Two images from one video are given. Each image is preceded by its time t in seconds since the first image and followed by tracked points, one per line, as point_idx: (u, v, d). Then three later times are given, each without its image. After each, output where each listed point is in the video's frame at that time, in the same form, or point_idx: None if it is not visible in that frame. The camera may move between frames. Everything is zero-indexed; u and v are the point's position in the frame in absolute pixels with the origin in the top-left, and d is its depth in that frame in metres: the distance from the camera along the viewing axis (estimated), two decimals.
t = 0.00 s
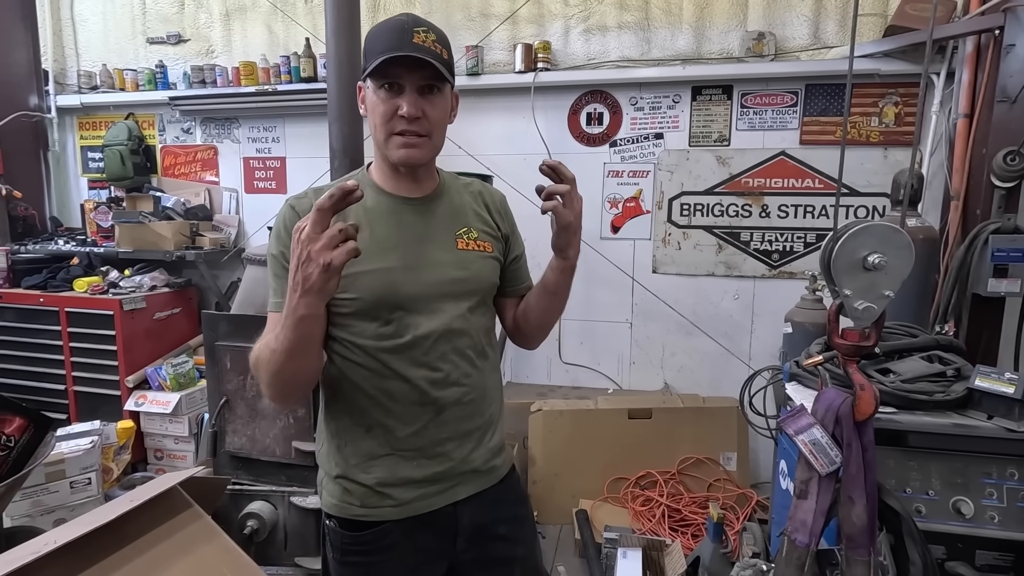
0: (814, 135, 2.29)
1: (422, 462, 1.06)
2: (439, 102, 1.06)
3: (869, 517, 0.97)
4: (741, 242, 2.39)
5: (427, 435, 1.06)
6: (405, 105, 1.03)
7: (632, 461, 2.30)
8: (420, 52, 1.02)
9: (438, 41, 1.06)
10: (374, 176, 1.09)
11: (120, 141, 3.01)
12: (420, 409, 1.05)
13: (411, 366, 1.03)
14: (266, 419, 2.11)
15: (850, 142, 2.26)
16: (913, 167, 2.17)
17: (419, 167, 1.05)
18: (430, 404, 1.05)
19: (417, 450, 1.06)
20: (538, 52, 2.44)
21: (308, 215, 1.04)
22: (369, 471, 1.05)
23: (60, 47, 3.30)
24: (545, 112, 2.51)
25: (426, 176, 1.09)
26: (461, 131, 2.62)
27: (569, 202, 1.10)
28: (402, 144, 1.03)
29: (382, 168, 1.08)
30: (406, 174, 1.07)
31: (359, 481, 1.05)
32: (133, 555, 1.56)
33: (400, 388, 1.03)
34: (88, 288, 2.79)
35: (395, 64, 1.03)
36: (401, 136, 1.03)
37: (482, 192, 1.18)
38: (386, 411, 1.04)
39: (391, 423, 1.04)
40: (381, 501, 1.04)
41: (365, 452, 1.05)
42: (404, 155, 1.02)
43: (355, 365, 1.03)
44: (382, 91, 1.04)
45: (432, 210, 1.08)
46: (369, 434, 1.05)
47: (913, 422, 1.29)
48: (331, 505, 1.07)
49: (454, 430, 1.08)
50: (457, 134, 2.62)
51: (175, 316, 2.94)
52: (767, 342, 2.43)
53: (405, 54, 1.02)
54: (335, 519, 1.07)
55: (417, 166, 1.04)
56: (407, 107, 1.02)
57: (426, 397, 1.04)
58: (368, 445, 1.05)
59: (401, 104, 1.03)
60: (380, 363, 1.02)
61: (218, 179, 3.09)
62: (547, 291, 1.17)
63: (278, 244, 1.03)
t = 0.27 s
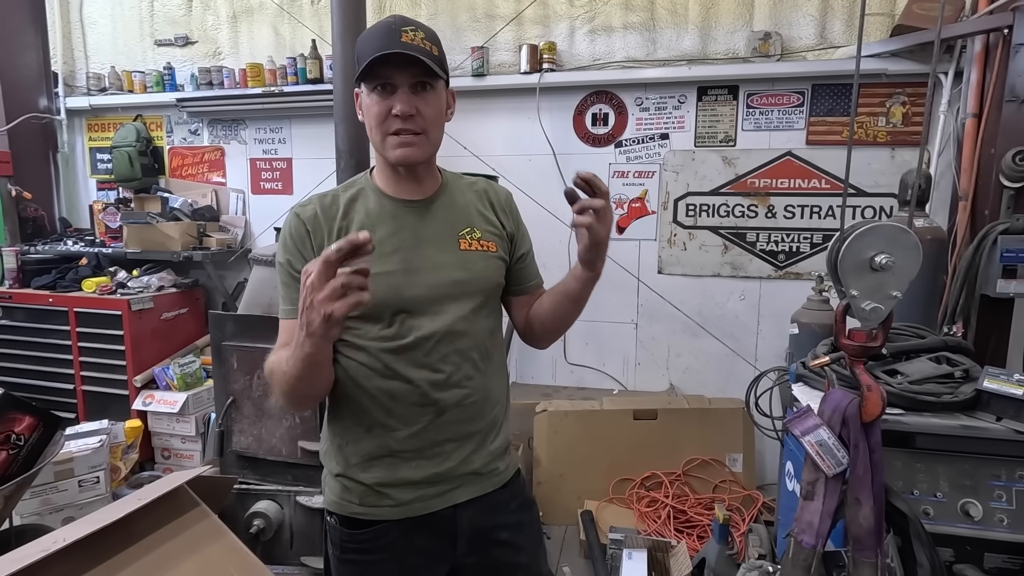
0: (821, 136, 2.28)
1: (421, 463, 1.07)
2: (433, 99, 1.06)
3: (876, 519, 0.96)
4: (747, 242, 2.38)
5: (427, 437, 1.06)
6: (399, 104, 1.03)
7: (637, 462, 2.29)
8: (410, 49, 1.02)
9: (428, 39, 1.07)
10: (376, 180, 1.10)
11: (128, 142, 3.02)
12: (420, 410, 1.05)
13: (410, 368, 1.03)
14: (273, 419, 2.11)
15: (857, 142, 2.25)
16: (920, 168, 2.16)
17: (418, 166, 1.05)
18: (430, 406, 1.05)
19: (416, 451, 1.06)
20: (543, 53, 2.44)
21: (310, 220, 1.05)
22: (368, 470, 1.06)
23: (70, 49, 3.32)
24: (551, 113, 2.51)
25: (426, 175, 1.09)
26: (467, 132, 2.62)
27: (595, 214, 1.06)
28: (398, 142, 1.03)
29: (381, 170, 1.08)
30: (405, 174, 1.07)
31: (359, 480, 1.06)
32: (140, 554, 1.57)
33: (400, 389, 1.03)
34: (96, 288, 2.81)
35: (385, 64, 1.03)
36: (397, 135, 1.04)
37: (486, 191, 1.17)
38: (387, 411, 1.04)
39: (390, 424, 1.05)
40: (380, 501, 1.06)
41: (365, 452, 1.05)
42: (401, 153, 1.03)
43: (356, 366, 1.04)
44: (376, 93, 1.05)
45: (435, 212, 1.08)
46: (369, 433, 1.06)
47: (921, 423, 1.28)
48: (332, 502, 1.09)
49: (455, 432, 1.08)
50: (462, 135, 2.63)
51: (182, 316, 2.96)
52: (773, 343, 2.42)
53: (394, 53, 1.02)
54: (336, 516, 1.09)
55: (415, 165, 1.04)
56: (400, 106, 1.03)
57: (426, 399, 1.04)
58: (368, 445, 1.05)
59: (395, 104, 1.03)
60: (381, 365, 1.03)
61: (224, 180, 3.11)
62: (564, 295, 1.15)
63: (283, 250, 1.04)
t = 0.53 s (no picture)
0: (827, 135, 2.27)
1: (430, 460, 1.07)
2: (443, 101, 1.07)
3: (884, 520, 0.96)
4: (753, 242, 2.38)
5: (435, 435, 1.07)
6: (410, 106, 1.04)
7: (643, 462, 2.29)
8: (421, 52, 1.03)
9: (437, 41, 1.07)
10: (384, 181, 1.10)
11: (137, 143, 3.05)
12: (429, 408, 1.06)
13: (420, 366, 1.04)
14: (280, 418, 2.13)
15: (864, 141, 2.24)
16: (928, 167, 2.15)
17: (428, 167, 1.06)
18: (439, 404, 1.06)
19: (425, 449, 1.06)
20: (549, 53, 2.44)
21: (318, 222, 1.05)
22: (377, 468, 1.06)
23: (79, 51, 3.35)
24: (556, 113, 2.51)
25: (435, 176, 1.10)
26: (473, 132, 2.62)
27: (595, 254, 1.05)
28: (410, 144, 1.04)
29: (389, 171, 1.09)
30: (415, 175, 1.08)
31: (369, 477, 1.07)
32: (148, 551, 1.58)
33: (409, 387, 1.04)
34: (105, 287, 2.84)
35: (396, 66, 1.04)
36: (408, 136, 1.04)
37: (493, 191, 1.17)
38: (396, 409, 1.05)
39: (399, 421, 1.05)
40: (388, 498, 1.06)
41: (374, 450, 1.06)
42: (412, 154, 1.03)
43: (367, 364, 1.05)
44: (387, 94, 1.05)
45: (443, 214, 1.09)
46: (379, 431, 1.06)
47: (929, 424, 1.28)
48: (341, 499, 1.10)
49: (462, 430, 1.08)
50: (468, 135, 2.63)
51: (189, 315, 2.98)
52: (779, 344, 2.41)
53: (405, 55, 1.03)
54: (346, 513, 1.10)
55: (425, 166, 1.05)
56: (412, 107, 1.04)
57: (435, 397, 1.05)
58: (377, 442, 1.06)
59: (406, 105, 1.04)
60: (390, 362, 1.04)
61: (232, 181, 3.13)
62: (564, 324, 1.14)
63: (291, 253, 1.04)
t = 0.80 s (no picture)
0: (832, 135, 2.27)
1: (435, 457, 1.08)
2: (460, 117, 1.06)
3: (885, 519, 0.96)
4: (758, 242, 2.38)
5: (440, 432, 1.07)
6: (431, 125, 1.02)
7: (648, 462, 2.29)
8: (443, 70, 1.02)
9: (457, 55, 1.06)
10: (391, 183, 1.10)
11: (145, 144, 3.08)
12: (434, 405, 1.07)
13: (425, 364, 1.05)
14: (286, 416, 2.14)
15: (870, 141, 2.24)
16: (933, 167, 2.14)
17: (442, 182, 1.07)
18: (444, 401, 1.07)
19: (430, 445, 1.07)
20: (553, 53, 2.45)
21: (325, 222, 1.06)
22: (383, 464, 1.08)
23: (88, 53, 3.38)
24: (561, 113, 2.52)
25: (444, 186, 1.11)
26: (478, 132, 2.63)
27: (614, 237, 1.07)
28: (427, 163, 1.03)
29: (400, 181, 1.09)
30: (427, 186, 1.08)
31: (375, 473, 1.08)
32: (156, 548, 1.59)
33: (414, 384, 1.05)
34: (114, 287, 2.86)
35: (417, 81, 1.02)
36: (425, 153, 1.03)
37: (498, 191, 1.18)
38: (401, 406, 1.06)
39: (405, 419, 1.06)
40: (395, 494, 1.08)
41: (380, 446, 1.07)
42: (430, 173, 1.03)
43: (373, 362, 1.06)
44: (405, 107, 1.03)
45: (449, 214, 1.09)
46: (384, 427, 1.07)
47: (933, 424, 1.27)
48: (348, 494, 1.11)
49: (467, 427, 1.09)
50: (473, 135, 2.64)
51: (197, 315, 3.00)
52: (784, 344, 2.41)
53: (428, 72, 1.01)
54: (353, 508, 1.11)
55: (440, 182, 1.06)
56: (432, 127, 1.02)
57: (440, 394, 1.06)
58: (383, 439, 1.07)
59: (426, 123, 1.02)
60: (396, 360, 1.05)
61: (239, 181, 3.15)
62: (575, 315, 1.15)
63: (299, 253, 1.05)
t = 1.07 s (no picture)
0: (832, 134, 2.27)
1: (440, 451, 1.09)
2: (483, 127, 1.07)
3: (879, 512, 0.97)
4: (758, 241, 2.38)
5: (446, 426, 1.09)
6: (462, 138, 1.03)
7: (648, 460, 2.30)
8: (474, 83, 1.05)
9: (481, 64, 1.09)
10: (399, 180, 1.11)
11: (149, 143, 3.07)
12: (439, 400, 1.08)
13: (430, 359, 1.06)
14: (288, 414, 2.15)
15: (870, 139, 2.25)
16: (933, 166, 2.14)
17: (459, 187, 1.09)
18: (449, 395, 1.08)
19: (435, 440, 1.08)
20: (554, 53, 2.46)
21: (330, 218, 1.06)
22: (389, 459, 1.08)
23: (92, 53, 3.40)
24: (562, 112, 2.52)
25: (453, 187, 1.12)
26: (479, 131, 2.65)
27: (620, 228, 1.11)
28: (452, 172, 1.05)
29: (415, 183, 1.09)
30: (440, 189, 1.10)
31: (381, 468, 1.08)
32: (160, 544, 1.61)
33: (419, 379, 1.06)
34: (117, 285, 2.88)
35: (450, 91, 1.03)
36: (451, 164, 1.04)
37: (498, 189, 1.20)
38: (407, 401, 1.07)
39: (410, 413, 1.07)
40: (401, 488, 1.08)
41: (386, 442, 1.08)
42: (453, 182, 1.05)
43: (378, 357, 1.07)
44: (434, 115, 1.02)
45: (452, 211, 1.10)
46: (389, 422, 1.08)
47: (930, 421, 1.28)
48: (354, 490, 1.12)
49: (471, 421, 1.11)
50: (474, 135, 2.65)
51: (200, 313, 3.02)
52: (784, 342, 2.42)
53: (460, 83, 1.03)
54: (359, 504, 1.12)
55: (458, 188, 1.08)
56: (463, 140, 1.03)
57: (446, 388, 1.07)
58: (388, 433, 1.08)
59: (457, 136, 1.02)
60: (401, 355, 1.06)
61: (241, 180, 3.17)
62: (574, 311, 1.16)
63: (303, 248, 1.05)
